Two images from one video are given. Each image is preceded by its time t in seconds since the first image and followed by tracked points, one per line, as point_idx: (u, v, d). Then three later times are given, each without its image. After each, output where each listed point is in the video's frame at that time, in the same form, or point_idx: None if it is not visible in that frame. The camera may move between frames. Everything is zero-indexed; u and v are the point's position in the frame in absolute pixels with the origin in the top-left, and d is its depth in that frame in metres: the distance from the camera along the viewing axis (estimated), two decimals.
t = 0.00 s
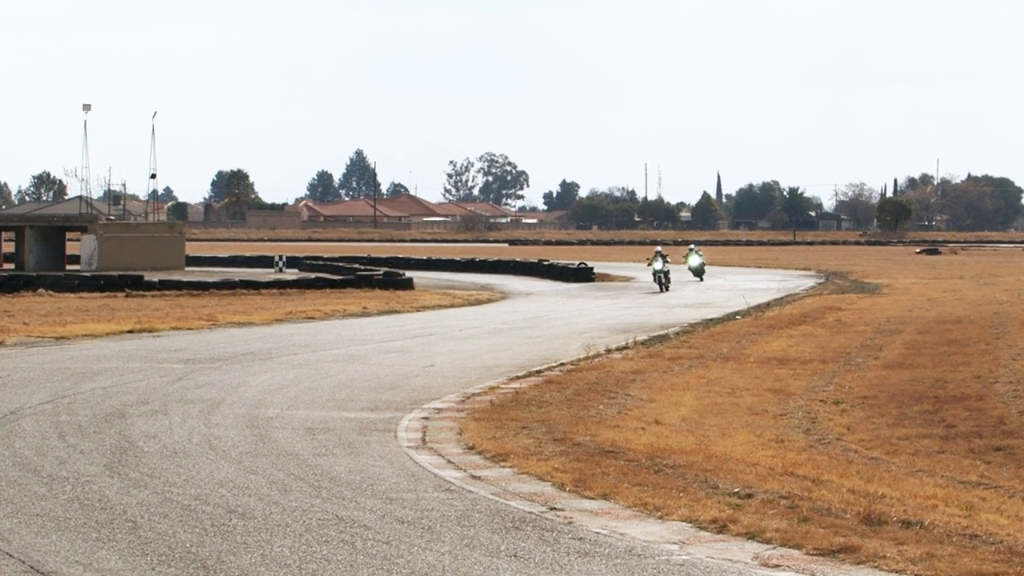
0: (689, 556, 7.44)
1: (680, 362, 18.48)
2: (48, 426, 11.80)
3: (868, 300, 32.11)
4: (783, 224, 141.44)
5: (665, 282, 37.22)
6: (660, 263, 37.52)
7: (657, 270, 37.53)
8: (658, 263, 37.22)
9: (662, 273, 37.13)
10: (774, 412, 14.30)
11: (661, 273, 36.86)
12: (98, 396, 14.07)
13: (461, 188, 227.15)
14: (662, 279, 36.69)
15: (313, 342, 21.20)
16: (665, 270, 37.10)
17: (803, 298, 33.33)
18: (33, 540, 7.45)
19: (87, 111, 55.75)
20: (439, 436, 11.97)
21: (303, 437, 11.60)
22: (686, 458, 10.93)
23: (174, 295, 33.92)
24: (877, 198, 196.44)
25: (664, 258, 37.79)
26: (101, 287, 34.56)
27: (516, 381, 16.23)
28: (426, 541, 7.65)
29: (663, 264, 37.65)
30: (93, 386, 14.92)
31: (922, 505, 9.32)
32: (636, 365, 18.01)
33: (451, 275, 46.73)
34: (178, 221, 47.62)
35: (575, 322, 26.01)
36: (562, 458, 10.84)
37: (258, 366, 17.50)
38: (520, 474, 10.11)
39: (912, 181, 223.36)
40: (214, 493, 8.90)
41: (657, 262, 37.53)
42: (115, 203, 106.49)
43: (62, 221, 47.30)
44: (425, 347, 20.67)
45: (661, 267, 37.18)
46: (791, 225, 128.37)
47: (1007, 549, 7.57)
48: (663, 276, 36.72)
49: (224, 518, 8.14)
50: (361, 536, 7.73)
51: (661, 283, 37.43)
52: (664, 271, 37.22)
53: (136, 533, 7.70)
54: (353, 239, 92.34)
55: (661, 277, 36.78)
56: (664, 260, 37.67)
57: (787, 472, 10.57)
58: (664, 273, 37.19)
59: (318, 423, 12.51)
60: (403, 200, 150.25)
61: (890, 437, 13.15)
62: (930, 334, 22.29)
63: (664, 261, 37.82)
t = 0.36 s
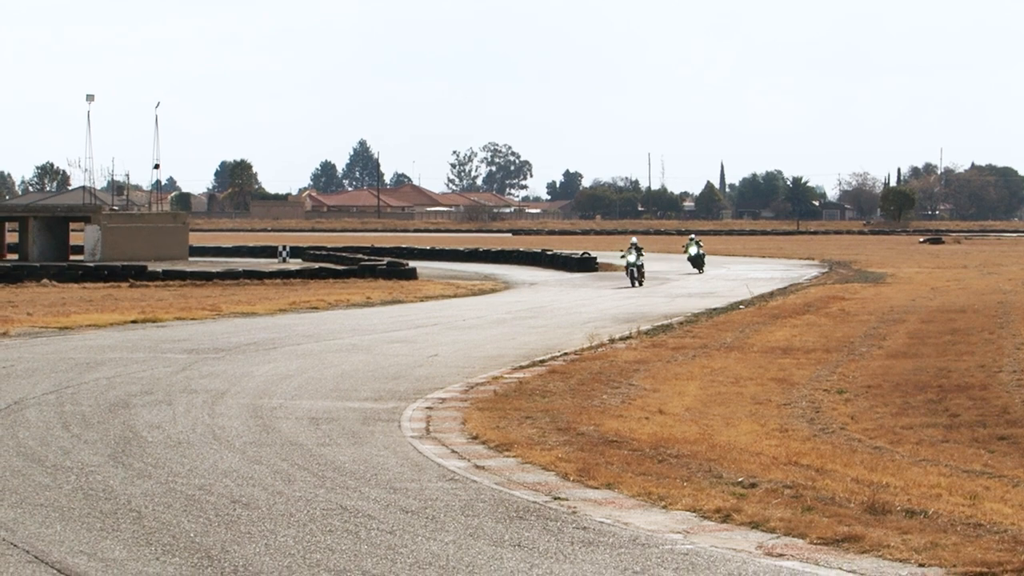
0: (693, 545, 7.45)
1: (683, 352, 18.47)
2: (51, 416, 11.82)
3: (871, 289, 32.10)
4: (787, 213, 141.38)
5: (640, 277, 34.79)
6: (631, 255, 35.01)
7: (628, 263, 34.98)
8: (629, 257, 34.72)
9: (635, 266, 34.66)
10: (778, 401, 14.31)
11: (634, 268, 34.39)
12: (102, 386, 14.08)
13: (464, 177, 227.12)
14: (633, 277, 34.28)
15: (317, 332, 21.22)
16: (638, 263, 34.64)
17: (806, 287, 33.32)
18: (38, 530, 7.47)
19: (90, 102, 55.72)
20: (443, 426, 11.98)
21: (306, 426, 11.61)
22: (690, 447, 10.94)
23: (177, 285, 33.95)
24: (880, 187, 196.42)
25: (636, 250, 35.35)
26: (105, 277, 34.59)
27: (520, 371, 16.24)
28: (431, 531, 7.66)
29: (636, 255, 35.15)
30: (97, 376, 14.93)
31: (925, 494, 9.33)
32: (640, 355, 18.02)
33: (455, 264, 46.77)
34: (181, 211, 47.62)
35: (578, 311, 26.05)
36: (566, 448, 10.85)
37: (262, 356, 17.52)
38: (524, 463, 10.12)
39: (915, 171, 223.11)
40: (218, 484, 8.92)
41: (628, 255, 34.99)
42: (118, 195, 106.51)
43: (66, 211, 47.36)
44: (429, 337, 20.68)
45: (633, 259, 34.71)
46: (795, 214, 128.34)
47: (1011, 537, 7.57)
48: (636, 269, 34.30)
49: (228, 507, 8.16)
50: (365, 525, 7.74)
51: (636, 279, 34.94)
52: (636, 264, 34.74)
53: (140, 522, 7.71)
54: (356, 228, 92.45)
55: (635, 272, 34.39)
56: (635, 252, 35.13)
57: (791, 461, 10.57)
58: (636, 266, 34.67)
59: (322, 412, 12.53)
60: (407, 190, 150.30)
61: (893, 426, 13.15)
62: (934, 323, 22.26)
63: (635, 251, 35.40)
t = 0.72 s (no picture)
0: (706, 533, 7.45)
1: (696, 340, 18.45)
2: (65, 405, 11.87)
3: (884, 278, 32.03)
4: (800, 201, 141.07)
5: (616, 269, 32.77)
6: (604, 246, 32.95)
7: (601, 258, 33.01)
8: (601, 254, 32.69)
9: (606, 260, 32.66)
10: (791, 389, 14.31)
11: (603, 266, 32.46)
12: (115, 375, 14.13)
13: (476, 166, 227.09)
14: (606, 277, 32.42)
15: (329, 321, 21.25)
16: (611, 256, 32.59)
17: (819, 276, 33.29)
18: (51, 518, 7.50)
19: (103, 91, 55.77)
20: (456, 415, 12.00)
21: (319, 415, 11.64)
22: (703, 436, 10.93)
23: (191, 274, 34.02)
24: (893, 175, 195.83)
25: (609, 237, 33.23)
26: (118, 266, 34.67)
27: (533, 359, 16.24)
28: (443, 519, 7.68)
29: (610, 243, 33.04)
30: (110, 365, 14.99)
31: (939, 482, 9.33)
32: (653, 343, 18.01)
33: (467, 253, 46.77)
34: (194, 200, 47.64)
35: (590, 300, 26.03)
36: (580, 437, 10.86)
37: (275, 344, 17.56)
38: (537, 452, 10.13)
39: (928, 159, 222.47)
40: (230, 472, 8.95)
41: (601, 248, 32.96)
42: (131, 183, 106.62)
43: (79, 200, 47.44)
44: (442, 325, 20.69)
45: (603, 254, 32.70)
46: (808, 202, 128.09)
47: None
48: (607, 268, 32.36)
49: (241, 496, 8.19)
50: (378, 514, 7.76)
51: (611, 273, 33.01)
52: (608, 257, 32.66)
53: (154, 511, 7.75)
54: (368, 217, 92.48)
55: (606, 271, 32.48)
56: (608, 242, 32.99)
57: (804, 450, 10.56)
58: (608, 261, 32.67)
59: (334, 401, 12.57)
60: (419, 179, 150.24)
61: (906, 415, 13.13)
62: (947, 312, 22.20)
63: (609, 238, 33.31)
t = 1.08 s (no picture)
0: (721, 521, 7.45)
1: (710, 327, 18.43)
2: (81, 392, 11.94)
3: (900, 264, 31.96)
4: (814, 188, 140.72)
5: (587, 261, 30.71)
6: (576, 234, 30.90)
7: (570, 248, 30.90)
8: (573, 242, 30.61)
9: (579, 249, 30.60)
10: (806, 376, 14.30)
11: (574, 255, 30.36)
12: (131, 361, 14.19)
13: (491, 154, 227.15)
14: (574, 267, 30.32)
15: (344, 308, 21.29)
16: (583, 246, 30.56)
17: (835, 262, 33.24)
18: (67, 505, 7.54)
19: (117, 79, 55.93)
20: (471, 401, 12.02)
21: (335, 402, 11.68)
22: (718, 422, 10.93)
23: (206, 261, 34.10)
24: (908, 162, 195.30)
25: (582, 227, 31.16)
26: (133, 254, 34.77)
27: (548, 346, 16.25)
28: (457, 506, 7.69)
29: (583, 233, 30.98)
30: (126, 352, 15.05)
31: (954, 469, 9.31)
32: (668, 330, 18.01)
33: (481, 240, 46.81)
34: (209, 188, 47.70)
35: (605, 287, 26.04)
36: (595, 423, 10.87)
37: (291, 332, 17.60)
38: (552, 438, 10.15)
39: (943, 146, 221.65)
40: (245, 459, 8.97)
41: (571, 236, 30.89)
42: (146, 171, 106.89)
43: (94, 187, 47.58)
44: (457, 312, 20.73)
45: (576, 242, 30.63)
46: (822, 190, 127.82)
47: None
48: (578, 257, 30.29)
49: (256, 483, 8.22)
50: (394, 501, 7.78)
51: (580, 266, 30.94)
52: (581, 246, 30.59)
53: (169, 497, 7.78)
54: (382, 204, 92.62)
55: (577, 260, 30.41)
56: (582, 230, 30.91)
57: (820, 436, 10.55)
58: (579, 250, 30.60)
59: (349, 388, 12.59)
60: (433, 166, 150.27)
61: (921, 402, 13.10)
62: (962, 299, 22.12)
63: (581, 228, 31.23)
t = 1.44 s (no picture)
0: (743, 506, 7.45)
1: (732, 313, 18.38)
2: (103, 378, 12.01)
3: (921, 250, 31.80)
4: (835, 173, 140.11)
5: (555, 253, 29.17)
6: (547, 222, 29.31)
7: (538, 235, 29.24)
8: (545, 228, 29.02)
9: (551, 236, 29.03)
10: (827, 362, 14.26)
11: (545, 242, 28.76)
12: (152, 348, 14.26)
13: (512, 139, 226.99)
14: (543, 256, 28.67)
15: (365, 294, 21.33)
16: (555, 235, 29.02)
17: (856, 248, 33.09)
18: (89, 491, 7.59)
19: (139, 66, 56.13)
20: (492, 387, 12.04)
21: (356, 388, 11.72)
22: (739, 408, 10.92)
23: (227, 247, 34.21)
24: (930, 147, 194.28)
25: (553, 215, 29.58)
26: (154, 240, 34.89)
27: (569, 332, 16.25)
28: (479, 492, 7.71)
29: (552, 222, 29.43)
30: (147, 338, 15.12)
31: (976, 455, 9.28)
32: (689, 316, 17.99)
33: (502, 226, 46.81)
34: (231, 173, 47.76)
35: (627, 273, 26.02)
36: (616, 409, 10.87)
37: (312, 318, 17.65)
38: (573, 425, 10.15)
39: (965, 131, 220.37)
40: (267, 445, 9.01)
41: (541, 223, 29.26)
42: (168, 157, 107.20)
43: (115, 173, 47.78)
44: (478, 298, 20.75)
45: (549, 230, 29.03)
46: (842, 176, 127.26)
47: None
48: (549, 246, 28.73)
49: (278, 469, 8.26)
50: (415, 487, 7.81)
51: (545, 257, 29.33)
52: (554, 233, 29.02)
53: (191, 484, 7.82)
54: (403, 190, 92.77)
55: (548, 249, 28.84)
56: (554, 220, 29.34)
57: (841, 423, 10.52)
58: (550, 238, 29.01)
59: (371, 374, 12.62)
60: (454, 152, 150.21)
61: (943, 387, 13.06)
62: (984, 284, 22.01)
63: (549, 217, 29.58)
